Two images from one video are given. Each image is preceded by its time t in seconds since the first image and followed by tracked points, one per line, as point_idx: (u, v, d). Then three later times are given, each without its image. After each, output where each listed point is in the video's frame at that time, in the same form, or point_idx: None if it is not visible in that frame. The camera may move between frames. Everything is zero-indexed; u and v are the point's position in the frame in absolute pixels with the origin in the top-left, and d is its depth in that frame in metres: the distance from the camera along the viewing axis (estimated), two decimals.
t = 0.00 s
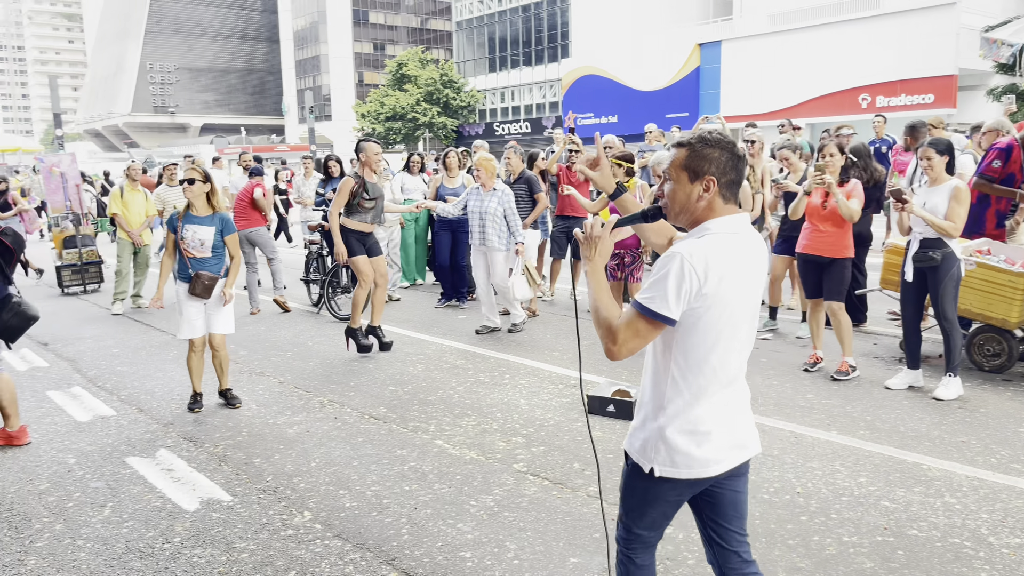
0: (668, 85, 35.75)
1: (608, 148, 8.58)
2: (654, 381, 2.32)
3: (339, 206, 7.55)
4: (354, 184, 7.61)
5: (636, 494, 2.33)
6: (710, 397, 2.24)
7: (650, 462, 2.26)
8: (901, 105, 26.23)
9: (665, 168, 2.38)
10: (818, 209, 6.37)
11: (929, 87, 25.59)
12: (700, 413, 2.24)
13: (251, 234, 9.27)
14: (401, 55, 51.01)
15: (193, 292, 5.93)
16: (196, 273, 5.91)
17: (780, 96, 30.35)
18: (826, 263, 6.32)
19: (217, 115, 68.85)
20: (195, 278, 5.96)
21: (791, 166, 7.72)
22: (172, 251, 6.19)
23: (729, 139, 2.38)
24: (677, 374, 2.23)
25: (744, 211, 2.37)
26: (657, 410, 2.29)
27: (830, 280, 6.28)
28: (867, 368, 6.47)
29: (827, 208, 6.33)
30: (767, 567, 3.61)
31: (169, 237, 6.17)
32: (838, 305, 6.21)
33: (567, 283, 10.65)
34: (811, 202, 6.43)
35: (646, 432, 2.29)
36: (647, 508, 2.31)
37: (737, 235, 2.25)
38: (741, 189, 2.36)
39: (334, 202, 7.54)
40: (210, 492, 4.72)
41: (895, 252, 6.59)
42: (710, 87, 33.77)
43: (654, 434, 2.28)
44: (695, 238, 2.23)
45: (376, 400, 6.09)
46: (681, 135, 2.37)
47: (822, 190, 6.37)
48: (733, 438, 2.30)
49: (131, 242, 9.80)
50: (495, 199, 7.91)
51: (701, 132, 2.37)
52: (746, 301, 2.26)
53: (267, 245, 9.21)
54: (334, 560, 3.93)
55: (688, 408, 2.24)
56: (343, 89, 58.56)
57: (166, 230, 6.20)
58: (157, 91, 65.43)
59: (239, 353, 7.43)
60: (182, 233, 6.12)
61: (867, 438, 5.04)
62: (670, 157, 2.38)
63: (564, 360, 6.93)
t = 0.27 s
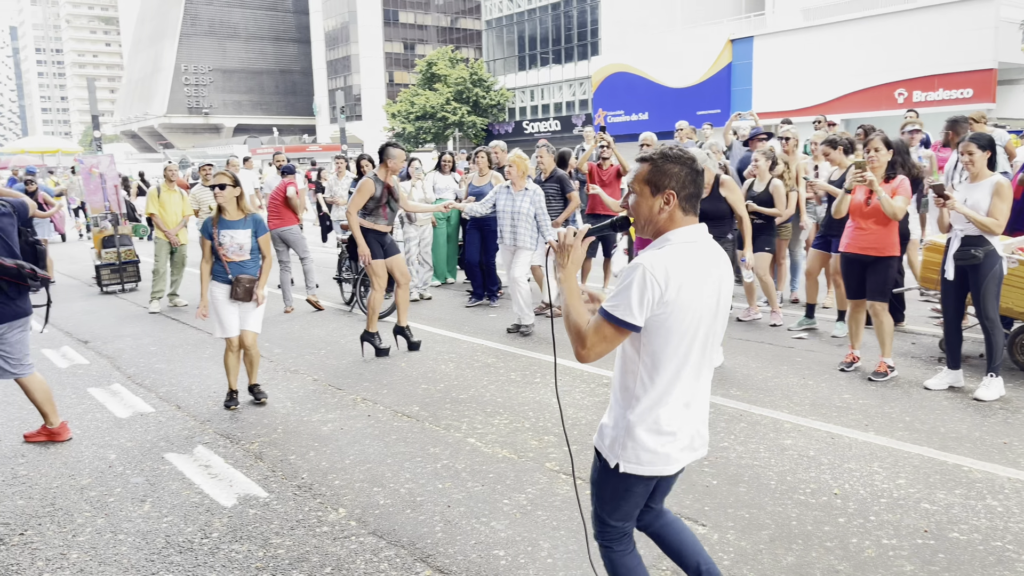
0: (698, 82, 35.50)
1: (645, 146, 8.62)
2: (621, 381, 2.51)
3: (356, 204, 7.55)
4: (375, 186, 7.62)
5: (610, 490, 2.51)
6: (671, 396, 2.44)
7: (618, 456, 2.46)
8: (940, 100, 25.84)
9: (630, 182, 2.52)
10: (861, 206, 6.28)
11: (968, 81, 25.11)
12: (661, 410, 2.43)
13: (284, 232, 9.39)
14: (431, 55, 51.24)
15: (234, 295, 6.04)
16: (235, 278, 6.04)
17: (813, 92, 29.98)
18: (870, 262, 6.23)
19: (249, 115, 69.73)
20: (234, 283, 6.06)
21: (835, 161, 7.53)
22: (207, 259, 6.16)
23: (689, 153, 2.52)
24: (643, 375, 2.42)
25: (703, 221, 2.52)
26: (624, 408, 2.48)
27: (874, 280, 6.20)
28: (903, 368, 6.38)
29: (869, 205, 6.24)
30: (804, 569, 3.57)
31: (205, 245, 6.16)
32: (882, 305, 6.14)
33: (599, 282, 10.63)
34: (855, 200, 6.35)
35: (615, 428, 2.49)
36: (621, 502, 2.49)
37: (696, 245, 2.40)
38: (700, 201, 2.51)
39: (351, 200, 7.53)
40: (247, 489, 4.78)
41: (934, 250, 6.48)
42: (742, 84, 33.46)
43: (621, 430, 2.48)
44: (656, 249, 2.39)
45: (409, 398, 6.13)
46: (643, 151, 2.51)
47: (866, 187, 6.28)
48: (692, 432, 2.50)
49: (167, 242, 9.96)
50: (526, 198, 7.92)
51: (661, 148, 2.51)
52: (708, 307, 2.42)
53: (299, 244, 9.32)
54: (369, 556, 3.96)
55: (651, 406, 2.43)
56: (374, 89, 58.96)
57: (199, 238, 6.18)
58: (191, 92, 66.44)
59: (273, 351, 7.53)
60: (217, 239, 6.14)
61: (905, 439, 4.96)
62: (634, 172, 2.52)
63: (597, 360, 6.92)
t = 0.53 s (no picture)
0: (722, 79, 35.26)
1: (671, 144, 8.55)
2: (604, 353, 2.65)
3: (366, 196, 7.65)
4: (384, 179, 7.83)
5: (628, 470, 2.60)
6: (651, 359, 2.58)
7: (610, 423, 2.60)
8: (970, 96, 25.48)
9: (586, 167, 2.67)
10: (894, 204, 6.21)
11: (999, 77, 24.72)
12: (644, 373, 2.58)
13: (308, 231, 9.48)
14: (454, 54, 51.38)
15: (269, 286, 6.09)
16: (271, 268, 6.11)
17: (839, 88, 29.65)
18: (902, 261, 6.15)
19: (275, 115, 70.35)
20: (271, 274, 6.10)
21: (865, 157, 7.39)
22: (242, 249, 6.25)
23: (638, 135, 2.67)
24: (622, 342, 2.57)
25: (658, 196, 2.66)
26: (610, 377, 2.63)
27: (906, 279, 6.12)
28: (932, 368, 6.29)
29: (903, 202, 6.16)
30: (831, 570, 3.53)
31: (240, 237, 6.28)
32: (915, 305, 6.07)
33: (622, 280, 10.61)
34: (889, 197, 6.27)
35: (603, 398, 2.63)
36: (638, 477, 2.60)
37: (653, 216, 2.56)
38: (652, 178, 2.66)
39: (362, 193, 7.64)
40: (272, 485, 4.82)
41: (964, 248, 6.37)
42: (767, 81, 33.18)
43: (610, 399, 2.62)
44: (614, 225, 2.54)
45: (433, 396, 6.16)
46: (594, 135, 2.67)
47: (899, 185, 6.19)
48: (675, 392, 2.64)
49: (194, 240, 10.08)
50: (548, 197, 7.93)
51: (612, 132, 2.66)
52: (674, 273, 2.57)
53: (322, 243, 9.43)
54: (393, 553, 3.99)
55: (633, 372, 2.58)
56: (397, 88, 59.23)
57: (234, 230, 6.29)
58: (217, 92, 67.17)
59: (298, 348, 7.59)
60: (255, 231, 6.25)
61: (934, 440, 4.89)
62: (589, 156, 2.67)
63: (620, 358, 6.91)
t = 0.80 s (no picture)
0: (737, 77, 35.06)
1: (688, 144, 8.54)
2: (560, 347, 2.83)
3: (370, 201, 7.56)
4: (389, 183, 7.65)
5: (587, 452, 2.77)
6: (602, 352, 2.76)
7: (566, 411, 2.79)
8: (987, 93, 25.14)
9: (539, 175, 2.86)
10: (914, 202, 6.13)
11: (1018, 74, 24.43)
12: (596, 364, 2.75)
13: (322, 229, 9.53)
14: (468, 52, 51.40)
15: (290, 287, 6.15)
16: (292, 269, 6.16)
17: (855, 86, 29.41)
18: (921, 260, 6.11)
19: (290, 114, 70.65)
20: (291, 274, 6.15)
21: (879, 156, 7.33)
22: (261, 248, 6.22)
23: (586, 145, 2.85)
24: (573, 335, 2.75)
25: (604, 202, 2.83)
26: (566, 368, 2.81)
27: (926, 277, 6.08)
28: (948, 368, 6.23)
29: (922, 201, 6.08)
30: (844, 571, 3.50)
31: (260, 235, 6.25)
32: (935, 305, 6.03)
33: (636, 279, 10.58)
34: (908, 195, 6.20)
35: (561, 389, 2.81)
36: (596, 459, 2.77)
37: (597, 219, 2.74)
38: (600, 186, 2.82)
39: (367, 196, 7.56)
40: (286, 482, 4.85)
41: (981, 247, 6.30)
42: (781, 79, 32.94)
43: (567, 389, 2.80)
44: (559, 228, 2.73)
45: (446, 394, 6.17)
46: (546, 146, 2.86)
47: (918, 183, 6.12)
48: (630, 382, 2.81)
49: (209, 238, 10.14)
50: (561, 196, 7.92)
51: (563, 143, 2.84)
52: (619, 271, 2.75)
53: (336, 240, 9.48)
54: (405, 551, 3.99)
55: (586, 364, 2.76)
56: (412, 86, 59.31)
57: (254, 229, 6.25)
58: (233, 91, 67.52)
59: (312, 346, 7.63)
60: (275, 231, 6.24)
61: (950, 440, 4.84)
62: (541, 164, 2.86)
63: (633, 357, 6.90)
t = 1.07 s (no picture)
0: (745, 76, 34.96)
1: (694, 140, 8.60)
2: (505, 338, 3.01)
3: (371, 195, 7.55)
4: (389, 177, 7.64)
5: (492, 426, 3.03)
6: (543, 347, 2.92)
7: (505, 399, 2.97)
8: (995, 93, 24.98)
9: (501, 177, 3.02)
10: (921, 201, 6.08)
11: None
12: (536, 358, 2.92)
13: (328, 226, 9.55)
14: (475, 51, 51.38)
15: (304, 280, 6.16)
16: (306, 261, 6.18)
17: (863, 85, 29.30)
18: (929, 259, 6.09)
19: (297, 112, 70.72)
20: (304, 266, 6.17)
21: (884, 154, 7.30)
22: (275, 242, 6.21)
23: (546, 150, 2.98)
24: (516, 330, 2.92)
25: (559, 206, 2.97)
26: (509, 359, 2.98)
27: (934, 276, 6.06)
28: (954, 368, 6.21)
29: (930, 200, 6.03)
30: (850, 571, 3.49)
31: (273, 229, 6.24)
32: (946, 304, 5.99)
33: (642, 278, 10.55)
34: (915, 195, 6.14)
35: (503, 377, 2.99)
36: (501, 436, 3.01)
37: (545, 222, 2.89)
38: (555, 191, 2.95)
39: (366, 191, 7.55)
40: (291, 480, 4.86)
41: (989, 246, 6.26)
42: (788, 77, 32.82)
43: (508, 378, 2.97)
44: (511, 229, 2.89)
45: (451, 392, 6.18)
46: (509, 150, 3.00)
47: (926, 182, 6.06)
48: (568, 377, 2.97)
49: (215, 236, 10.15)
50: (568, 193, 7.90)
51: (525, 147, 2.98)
52: (564, 272, 2.91)
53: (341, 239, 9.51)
54: (410, 549, 4.00)
55: (527, 356, 2.93)
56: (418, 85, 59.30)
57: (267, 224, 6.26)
58: (241, 89, 67.61)
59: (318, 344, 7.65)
60: (288, 225, 6.26)
61: (956, 440, 4.82)
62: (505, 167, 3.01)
63: (638, 356, 6.89)
